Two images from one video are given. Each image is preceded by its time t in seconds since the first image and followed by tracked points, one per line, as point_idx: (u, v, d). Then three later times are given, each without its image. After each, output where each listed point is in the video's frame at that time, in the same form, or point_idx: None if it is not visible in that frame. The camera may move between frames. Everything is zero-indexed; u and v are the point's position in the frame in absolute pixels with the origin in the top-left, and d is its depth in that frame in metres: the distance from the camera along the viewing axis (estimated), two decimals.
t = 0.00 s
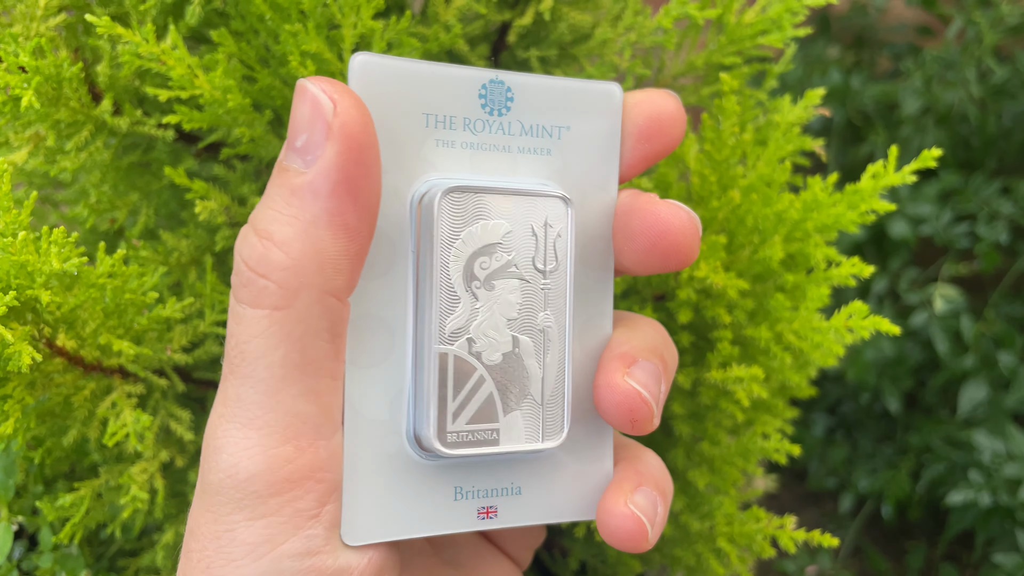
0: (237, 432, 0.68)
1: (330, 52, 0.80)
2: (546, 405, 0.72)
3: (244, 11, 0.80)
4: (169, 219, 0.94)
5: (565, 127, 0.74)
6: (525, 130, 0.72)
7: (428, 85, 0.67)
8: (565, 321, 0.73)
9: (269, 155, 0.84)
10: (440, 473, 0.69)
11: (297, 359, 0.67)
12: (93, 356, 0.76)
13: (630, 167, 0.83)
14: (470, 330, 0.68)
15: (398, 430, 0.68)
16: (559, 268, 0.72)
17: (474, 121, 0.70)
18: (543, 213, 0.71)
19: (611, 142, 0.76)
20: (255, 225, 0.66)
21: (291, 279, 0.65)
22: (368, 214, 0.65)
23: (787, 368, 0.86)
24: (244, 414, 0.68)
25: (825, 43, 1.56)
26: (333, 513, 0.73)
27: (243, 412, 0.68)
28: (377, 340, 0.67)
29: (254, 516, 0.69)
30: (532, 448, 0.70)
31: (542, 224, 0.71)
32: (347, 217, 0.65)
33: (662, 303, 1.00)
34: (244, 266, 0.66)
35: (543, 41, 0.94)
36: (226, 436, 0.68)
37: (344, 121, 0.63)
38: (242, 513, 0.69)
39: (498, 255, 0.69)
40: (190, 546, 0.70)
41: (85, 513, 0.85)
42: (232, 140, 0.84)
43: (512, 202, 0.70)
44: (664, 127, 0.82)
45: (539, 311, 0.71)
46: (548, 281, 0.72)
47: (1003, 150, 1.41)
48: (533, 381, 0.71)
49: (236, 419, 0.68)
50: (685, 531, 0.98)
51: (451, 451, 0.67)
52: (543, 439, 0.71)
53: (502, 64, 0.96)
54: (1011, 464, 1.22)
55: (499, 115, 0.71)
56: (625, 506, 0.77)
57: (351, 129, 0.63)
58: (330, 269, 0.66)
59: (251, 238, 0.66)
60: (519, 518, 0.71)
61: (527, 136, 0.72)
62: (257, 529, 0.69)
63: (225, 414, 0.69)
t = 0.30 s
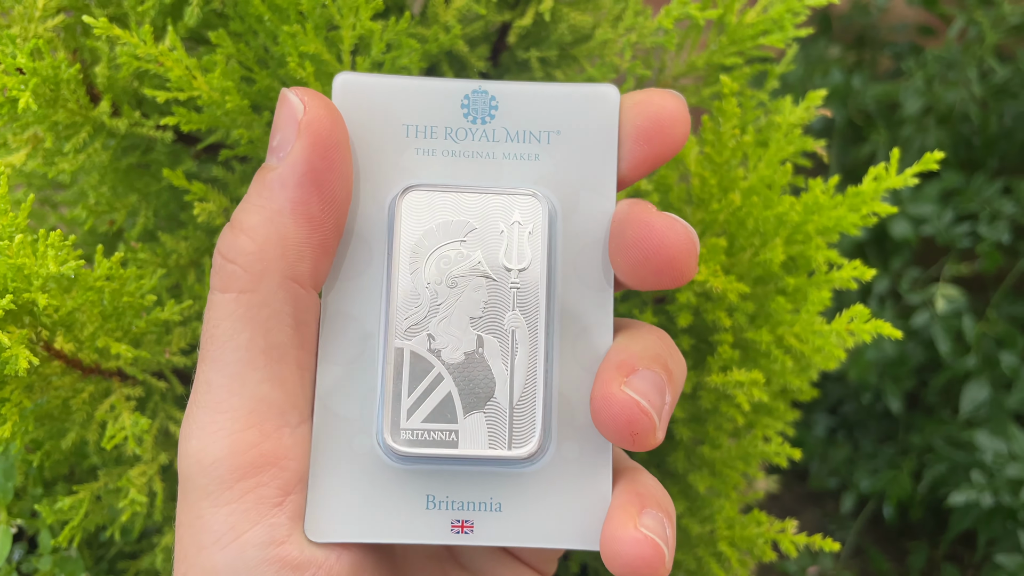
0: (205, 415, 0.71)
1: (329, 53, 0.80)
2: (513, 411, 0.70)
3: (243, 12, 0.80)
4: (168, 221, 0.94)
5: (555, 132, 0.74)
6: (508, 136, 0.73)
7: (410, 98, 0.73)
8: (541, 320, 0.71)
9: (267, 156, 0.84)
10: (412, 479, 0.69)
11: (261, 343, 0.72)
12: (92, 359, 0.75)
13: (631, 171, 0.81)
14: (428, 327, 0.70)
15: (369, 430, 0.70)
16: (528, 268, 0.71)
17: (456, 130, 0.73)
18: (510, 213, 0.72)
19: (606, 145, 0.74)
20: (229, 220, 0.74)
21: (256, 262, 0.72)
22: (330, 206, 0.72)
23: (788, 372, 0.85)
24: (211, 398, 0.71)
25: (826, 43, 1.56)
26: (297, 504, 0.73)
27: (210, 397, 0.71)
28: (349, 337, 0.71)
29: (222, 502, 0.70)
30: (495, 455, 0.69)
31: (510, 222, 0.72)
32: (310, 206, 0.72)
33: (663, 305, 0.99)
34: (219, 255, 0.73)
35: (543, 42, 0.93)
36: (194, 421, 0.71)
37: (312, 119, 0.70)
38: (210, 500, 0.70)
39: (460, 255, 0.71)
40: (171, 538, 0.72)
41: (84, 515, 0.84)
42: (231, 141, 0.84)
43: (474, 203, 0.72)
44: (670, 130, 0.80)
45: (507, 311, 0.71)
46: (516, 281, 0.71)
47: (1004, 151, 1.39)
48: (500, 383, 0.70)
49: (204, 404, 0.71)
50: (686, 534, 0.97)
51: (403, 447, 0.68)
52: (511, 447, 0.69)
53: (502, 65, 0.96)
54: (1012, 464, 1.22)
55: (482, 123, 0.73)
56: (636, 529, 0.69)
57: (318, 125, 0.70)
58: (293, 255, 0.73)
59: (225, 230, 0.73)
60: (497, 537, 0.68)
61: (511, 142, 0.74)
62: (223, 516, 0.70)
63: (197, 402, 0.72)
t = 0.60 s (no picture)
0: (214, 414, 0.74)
1: (335, 49, 0.79)
2: (492, 433, 0.63)
3: (249, 8, 0.80)
4: (175, 217, 0.94)
5: (559, 144, 0.69)
6: (513, 149, 0.69)
7: (424, 113, 0.71)
8: (521, 342, 0.64)
9: (275, 152, 0.84)
10: (404, 485, 0.67)
11: (266, 350, 0.74)
12: (100, 354, 0.75)
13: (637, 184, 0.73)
14: (414, 340, 0.66)
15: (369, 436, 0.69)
16: (515, 283, 0.65)
17: (465, 144, 0.71)
18: (500, 228, 0.66)
19: (610, 156, 0.68)
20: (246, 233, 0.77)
21: (260, 275, 0.74)
22: (330, 223, 0.72)
23: (795, 367, 0.86)
24: (217, 399, 0.74)
25: (831, 39, 1.56)
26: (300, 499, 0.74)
27: (218, 397, 0.74)
28: (355, 346, 0.70)
29: (229, 496, 0.72)
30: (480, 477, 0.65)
31: (499, 238, 0.66)
32: (310, 223, 0.72)
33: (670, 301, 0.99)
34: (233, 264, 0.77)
35: (549, 37, 0.94)
36: (207, 419, 0.74)
37: (317, 137, 0.71)
38: (219, 492, 0.73)
39: (449, 270, 0.67)
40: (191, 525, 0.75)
41: (91, 511, 0.85)
42: (238, 137, 0.84)
43: (465, 216, 0.67)
44: (683, 138, 0.72)
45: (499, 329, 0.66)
46: (504, 297, 0.65)
47: (1010, 147, 1.39)
48: (480, 400, 0.64)
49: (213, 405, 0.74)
50: (692, 530, 0.97)
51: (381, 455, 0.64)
52: (487, 463, 0.63)
53: (509, 61, 0.98)
54: (1018, 461, 1.22)
55: (489, 136, 0.70)
56: (599, 563, 0.61)
57: (321, 144, 0.71)
58: (295, 268, 0.74)
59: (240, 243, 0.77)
60: (482, 550, 0.64)
61: (517, 155, 0.69)
62: (229, 509, 0.72)
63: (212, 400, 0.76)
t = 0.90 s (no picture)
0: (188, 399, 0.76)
1: (336, 45, 0.79)
2: (427, 431, 0.59)
3: (250, 4, 0.79)
4: (175, 215, 0.94)
5: (509, 138, 0.64)
6: (467, 145, 0.65)
7: (385, 113, 0.69)
8: (456, 338, 0.59)
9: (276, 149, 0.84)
10: (361, 477, 0.64)
11: (234, 342, 0.76)
12: (100, 353, 0.75)
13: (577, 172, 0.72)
14: (363, 333, 0.62)
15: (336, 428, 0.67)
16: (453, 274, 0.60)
17: (424, 143, 0.67)
18: (440, 219, 0.61)
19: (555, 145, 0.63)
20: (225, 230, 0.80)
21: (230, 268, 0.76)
22: (292, 219, 0.73)
23: (801, 365, 0.85)
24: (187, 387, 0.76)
25: (836, 35, 1.55)
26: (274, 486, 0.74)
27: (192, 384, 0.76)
28: (319, 338, 0.68)
29: (199, 482, 0.74)
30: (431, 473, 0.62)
31: (438, 231, 0.61)
32: (274, 219, 0.74)
33: (676, 298, 0.98)
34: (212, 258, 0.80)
35: (552, 33, 0.93)
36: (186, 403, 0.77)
37: (281, 138, 0.71)
38: (193, 476, 0.74)
39: (393, 262, 0.62)
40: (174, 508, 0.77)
41: (93, 511, 0.84)
42: (239, 135, 0.83)
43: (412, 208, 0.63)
44: (620, 131, 0.70)
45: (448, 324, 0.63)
46: (442, 290, 0.60)
47: (1015, 143, 1.38)
48: (417, 396, 0.60)
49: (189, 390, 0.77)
50: (697, 528, 0.97)
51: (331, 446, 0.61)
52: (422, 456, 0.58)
53: (511, 57, 0.97)
54: None
55: (445, 134, 0.66)
56: (519, 558, 0.56)
57: (285, 145, 0.71)
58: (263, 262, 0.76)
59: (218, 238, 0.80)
60: (430, 544, 0.61)
61: (470, 151, 0.65)
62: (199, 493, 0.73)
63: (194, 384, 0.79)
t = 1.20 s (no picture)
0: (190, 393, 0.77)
1: (337, 40, 0.79)
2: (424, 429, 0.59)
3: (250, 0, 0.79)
4: (177, 212, 0.94)
5: (507, 135, 0.64)
6: (466, 141, 0.65)
7: (385, 109, 0.68)
8: (453, 336, 0.59)
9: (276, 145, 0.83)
10: (360, 470, 0.64)
11: (234, 338, 0.77)
12: (101, 349, 0.75)
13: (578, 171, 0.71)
14: (361, 330, 0.62)
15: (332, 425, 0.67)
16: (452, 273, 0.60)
17: (422, 138, 0.67)
18: (440, 216, 0.61)
19: (556, 145, 0.63)
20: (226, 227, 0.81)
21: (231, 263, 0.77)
22: (290, 214, 0.74)
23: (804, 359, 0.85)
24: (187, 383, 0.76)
25: (838, 31, 1.55)
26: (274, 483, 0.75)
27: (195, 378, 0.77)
28: (313, 334, 0.68)
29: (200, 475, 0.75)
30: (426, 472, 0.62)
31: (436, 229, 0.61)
32: (272, 214, 0.74)
33: (678, 292, 0.99)
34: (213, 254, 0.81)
35: (552, 28, 0.93)
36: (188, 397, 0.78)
37: (280, 132, 0.71)
38: (193, 469, 0.75)
39: (393, 258, 0.62)
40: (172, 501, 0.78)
41: (95, 506, 0.84)
42: (240, 131, 0.83)
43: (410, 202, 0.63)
44: (620, 130, 0.69)
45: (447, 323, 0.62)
46: (441, 288, 0.60)
47: (1018, 139, 1.38)
48: (416, 397, 0.60)
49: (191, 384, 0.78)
50: (699, 523, 0.97)
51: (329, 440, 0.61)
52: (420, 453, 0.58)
53: (512, 53, 0.97)
54: None
55: (444, 130, 0.66)
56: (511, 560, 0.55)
57: (282, 140, 0.71)
58: (260, 257, 0.77)
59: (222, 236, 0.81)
60: (427, 540, 0.60)
61: (469, 147, 0.65)
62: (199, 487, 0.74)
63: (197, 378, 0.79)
